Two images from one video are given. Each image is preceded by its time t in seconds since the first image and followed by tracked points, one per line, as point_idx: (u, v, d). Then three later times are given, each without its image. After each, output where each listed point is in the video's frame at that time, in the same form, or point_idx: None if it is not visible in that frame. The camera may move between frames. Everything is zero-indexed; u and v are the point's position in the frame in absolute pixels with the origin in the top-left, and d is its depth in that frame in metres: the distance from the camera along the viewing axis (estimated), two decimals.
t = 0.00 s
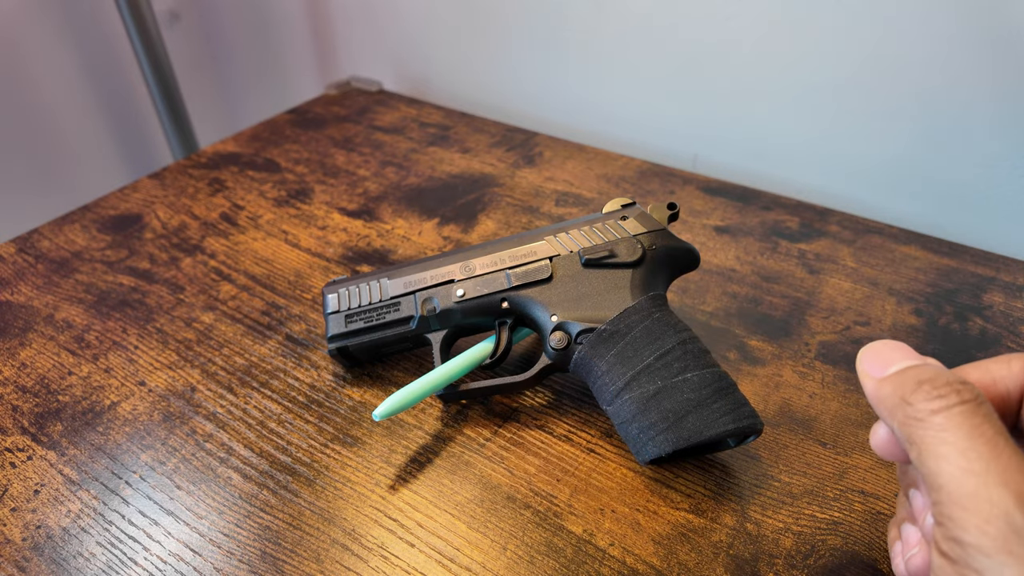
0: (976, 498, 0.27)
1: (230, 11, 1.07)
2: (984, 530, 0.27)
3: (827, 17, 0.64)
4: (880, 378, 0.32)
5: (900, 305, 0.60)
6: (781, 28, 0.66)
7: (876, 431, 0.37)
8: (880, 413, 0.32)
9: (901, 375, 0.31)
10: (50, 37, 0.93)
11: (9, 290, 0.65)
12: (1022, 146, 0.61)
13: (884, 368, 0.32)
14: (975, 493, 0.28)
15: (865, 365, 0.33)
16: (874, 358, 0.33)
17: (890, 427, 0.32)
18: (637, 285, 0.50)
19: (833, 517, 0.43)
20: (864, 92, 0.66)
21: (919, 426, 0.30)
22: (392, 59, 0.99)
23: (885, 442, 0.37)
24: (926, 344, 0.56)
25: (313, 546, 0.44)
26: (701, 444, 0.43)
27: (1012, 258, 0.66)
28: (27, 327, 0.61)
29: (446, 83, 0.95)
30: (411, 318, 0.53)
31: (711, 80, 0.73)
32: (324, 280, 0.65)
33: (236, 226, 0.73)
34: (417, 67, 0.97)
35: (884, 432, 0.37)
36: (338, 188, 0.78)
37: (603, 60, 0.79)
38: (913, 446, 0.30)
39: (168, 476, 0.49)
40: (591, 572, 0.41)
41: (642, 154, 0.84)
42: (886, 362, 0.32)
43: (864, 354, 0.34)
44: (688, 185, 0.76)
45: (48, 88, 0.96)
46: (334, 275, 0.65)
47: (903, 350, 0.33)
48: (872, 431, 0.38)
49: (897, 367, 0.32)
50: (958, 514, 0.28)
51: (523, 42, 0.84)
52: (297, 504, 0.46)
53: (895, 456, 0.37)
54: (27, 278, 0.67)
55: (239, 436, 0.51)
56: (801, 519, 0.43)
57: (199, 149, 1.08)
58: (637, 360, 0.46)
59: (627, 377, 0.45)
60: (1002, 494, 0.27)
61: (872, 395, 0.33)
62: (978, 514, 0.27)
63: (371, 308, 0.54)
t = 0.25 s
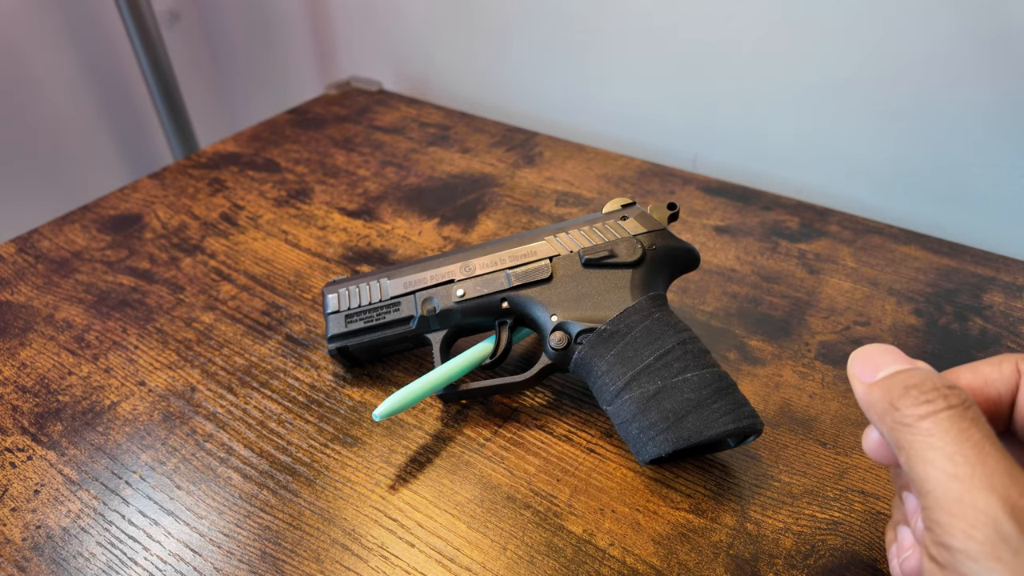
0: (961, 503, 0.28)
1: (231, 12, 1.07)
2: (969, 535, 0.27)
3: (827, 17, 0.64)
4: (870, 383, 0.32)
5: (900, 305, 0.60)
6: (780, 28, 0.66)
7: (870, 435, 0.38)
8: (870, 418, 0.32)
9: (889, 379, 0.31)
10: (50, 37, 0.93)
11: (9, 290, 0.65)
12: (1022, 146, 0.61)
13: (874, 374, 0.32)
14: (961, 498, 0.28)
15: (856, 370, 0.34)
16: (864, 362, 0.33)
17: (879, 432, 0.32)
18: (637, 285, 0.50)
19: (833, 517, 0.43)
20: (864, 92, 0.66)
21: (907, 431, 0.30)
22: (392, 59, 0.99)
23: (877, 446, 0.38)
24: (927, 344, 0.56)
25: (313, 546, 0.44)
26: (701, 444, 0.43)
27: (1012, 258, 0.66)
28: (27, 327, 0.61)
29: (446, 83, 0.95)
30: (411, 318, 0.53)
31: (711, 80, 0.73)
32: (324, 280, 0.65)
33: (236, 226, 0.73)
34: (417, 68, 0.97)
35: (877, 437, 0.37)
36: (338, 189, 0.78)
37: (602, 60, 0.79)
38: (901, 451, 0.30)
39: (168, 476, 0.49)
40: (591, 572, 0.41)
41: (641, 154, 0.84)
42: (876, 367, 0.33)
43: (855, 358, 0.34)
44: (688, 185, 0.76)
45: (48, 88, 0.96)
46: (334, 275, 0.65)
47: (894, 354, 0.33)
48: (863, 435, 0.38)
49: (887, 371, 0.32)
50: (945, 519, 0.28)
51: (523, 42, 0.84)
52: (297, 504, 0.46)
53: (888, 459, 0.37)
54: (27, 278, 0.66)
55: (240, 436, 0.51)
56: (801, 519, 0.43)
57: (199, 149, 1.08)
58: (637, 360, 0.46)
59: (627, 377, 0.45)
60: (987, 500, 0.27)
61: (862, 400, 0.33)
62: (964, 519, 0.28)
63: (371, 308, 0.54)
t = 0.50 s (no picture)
0: (962, 502, 0.27)
1: (231, 11, 1.07)
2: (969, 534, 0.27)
3: (827, 17, 0.64)
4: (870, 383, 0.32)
5: (900, 305, 0.60)
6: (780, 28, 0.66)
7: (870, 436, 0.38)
8: (869, 417, 0.32)
9: (889, 379, 0.31)
10: (50, 37, 0.93)
11: (9, 290, 0.65)
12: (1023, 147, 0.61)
13: (874, 373, 0.33)
14: (961, 498, 0.28)
15: (856, 370, 0.34)
16: (865, 362, 0.33)
17: (879, 432, 0.32)
18: (637, 285, 0.50)
19: (833, 517, 0.43)
20: (865, 91, 0.66)
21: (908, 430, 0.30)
22: (392, 59, 0.99)
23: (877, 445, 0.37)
24: (926, 344, 0.56)
25: (313, 546, 0.44)
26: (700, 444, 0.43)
27: (1012, 258, 0.65)
28: (27, 327, 0.61)
29: (446, 83, 0.95)
30: (411, 318, 0.53)
31: (711, 80, 0.73)
32: (324, 280, 0.65)
33: (236, 226, 0.73)
34: (417, 67, 0.97)
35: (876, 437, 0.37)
36: (338, 188, 0.78)
37: (603, 60, 0.79)
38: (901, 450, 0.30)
39: (168, 476, 0.49)
40: (591, 572, 0.41)
41: (641, 154, 0.84)
42: (876, 366, 0.33)
43: (855, 357, 0.34)
44: (687, 185, 0.76)
45: (48, 87, 0.96)
46: (334, 275, 0.65)
47: (894, 354, 0.33)
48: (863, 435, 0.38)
49: (887, 371, 0.32)
50: (944, 518, 0.28)
51: (523, 42, 0.84)
52: (297, 504, 0.46)
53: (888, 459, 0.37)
54: (27, 278, 0.66)
55: (240, 436, 0.51)
56: (801, 519, 0.43)
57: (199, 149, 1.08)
58: (637, 360, 0.46)
59: (627, 377, 0.45)
60: (988, 500, 0.27)
61: (862, 399, 0.33)
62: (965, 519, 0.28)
63: (371, 308, 0.54)
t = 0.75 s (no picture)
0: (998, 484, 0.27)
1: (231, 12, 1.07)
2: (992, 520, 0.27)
3: (826, 17, 0.64)
4: (970, 324, 0.28)
5: (900, 305, 0.60)
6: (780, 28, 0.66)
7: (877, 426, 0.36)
8: (949, 355, 0.29)
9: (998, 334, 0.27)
10: (50, 37, 0.93)
11: (9, 290, 0.65)
12: None
13: (983, 315, 0.28)
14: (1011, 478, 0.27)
15: (956, 298, 0.29)
16: (976, 296, 0.28)
17: (952, 372, 0.30)
18: (637, 285, 0.50)
19: (833, 517, 0.43)
20: (864, 92, 0.66)
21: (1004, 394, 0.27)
22: (392, 59, 0.99)
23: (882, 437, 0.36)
24: (927, 345, 0.56)
25: (313, 546, 0.44)
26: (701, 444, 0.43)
27: (1013, 258, 0.65)
28: (27, 327, 0.61)
29: (446, 83, 0.95)
30: (411, 318, 0.53)
31: (711, 80, 0.73)
32: (324, 280, 0.65)
33: (236, 226, 0.73)
34: (417, 67, 0.97)
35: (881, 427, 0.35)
36: (338, 189, 0.78)
37: (603, 60, 0.79)
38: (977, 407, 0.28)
39: (168, 476, 0.49)
40: (591, 572, 0.41)
41: (642, 154, 0.84)
42: (988, 309, 0.28)
43: (959, 284, 0.29)
44: (688, 185, 0.76)
45: (48, 88, 0.96)
46: (334, 275, 0.65)
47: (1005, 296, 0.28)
48: (867, 424, 0.37)
49: (996, 318, 0.28)
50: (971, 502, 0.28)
51: (523, 42, 0.84)
52: (297, 504, 0.46)
53: (892, 452, 0.36)
54: (27, 278, 0.67)
55: (239, 436, 0.51)
56: (801, 519, 0.43)
57: (199, 149, 1.08)
58: (637, 360, 0.46)
59: (627, 377, 0.45)
60: None
61: (949, 334, 0.29)
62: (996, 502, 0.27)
63: (371, 308, 0.54)
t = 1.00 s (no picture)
0: None
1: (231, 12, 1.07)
2: None
3: (828, 16, 0.64)
4: None
5: (900, 305, 0.60)
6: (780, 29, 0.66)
7: (879, 420, 0.36)
8: None
9: None
10: (50, 37, 0.93)
11: (9, 290, 0.65)
12: None
13: None
14: None
15: None
16: None
17: None
18: (637, 285, 0.50)
19: (833, 517, 0.43)
20: (865, 92, 0.66)
21: None
22: (392, 59, 0.99)
23: (885, 432, 0.36)
24: (927, 344, 0.56)
25: (313, 546, 0.44)
26: (701, 443, 0.43)
27: (1012, 258, 0.65)
28: (27, 327, 0.61)
29: (446, 83, 0.95)
30: (411, 317, 0.53)
31: (711, 80, 0.73)
32: (324, 280, 0.65)
33: (236, 226, 0.73)
34: (417, 67, 0.97)
35: (885, 421, 0.35)
36: (338, 189, 0.78)
37: (604, 61, 0.79)
38: None
39: (168, 476, 0.49)
40: (592, 572, 0.41)
41: (641, 154, 0.84)
42: None
43: None
44: (687, 185, 0.76)
45: (48, 88, 0.96)
46: (334, 275, 0.65)
47: None
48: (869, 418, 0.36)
49: None
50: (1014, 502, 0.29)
51: (523, 43, 0.84)
52: (297, 504, 0.46)
53: (893, 449, 0.36)
54: (27, 278, 0.67)
55: (239, 435, 0.51)
56: (802, 518, 0.43)
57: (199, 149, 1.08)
58: (637, 360, 0.46)
59: (627, 377, 0.45)
60: None
61: None
62: None
63: (371, 308, 0.54)
